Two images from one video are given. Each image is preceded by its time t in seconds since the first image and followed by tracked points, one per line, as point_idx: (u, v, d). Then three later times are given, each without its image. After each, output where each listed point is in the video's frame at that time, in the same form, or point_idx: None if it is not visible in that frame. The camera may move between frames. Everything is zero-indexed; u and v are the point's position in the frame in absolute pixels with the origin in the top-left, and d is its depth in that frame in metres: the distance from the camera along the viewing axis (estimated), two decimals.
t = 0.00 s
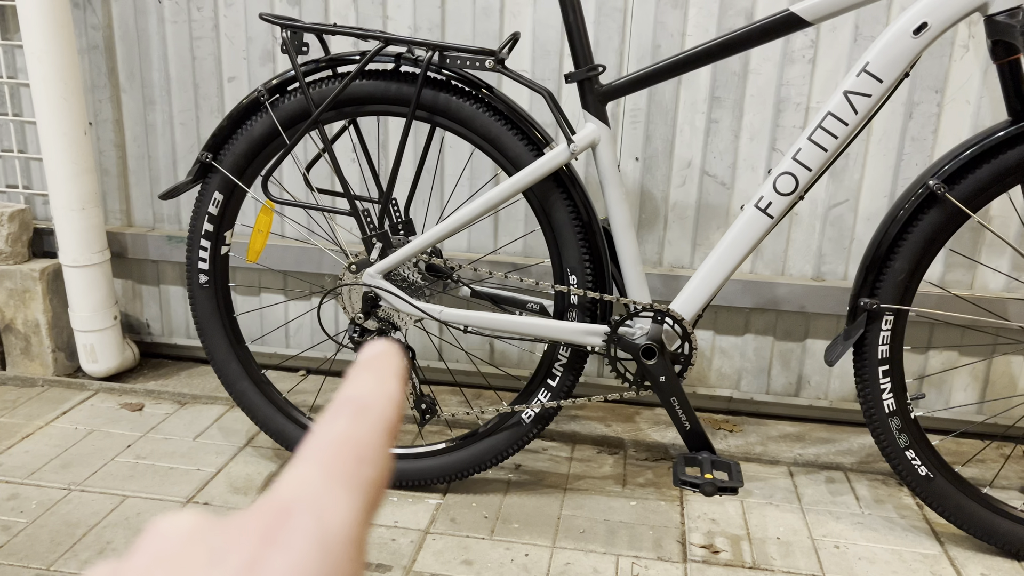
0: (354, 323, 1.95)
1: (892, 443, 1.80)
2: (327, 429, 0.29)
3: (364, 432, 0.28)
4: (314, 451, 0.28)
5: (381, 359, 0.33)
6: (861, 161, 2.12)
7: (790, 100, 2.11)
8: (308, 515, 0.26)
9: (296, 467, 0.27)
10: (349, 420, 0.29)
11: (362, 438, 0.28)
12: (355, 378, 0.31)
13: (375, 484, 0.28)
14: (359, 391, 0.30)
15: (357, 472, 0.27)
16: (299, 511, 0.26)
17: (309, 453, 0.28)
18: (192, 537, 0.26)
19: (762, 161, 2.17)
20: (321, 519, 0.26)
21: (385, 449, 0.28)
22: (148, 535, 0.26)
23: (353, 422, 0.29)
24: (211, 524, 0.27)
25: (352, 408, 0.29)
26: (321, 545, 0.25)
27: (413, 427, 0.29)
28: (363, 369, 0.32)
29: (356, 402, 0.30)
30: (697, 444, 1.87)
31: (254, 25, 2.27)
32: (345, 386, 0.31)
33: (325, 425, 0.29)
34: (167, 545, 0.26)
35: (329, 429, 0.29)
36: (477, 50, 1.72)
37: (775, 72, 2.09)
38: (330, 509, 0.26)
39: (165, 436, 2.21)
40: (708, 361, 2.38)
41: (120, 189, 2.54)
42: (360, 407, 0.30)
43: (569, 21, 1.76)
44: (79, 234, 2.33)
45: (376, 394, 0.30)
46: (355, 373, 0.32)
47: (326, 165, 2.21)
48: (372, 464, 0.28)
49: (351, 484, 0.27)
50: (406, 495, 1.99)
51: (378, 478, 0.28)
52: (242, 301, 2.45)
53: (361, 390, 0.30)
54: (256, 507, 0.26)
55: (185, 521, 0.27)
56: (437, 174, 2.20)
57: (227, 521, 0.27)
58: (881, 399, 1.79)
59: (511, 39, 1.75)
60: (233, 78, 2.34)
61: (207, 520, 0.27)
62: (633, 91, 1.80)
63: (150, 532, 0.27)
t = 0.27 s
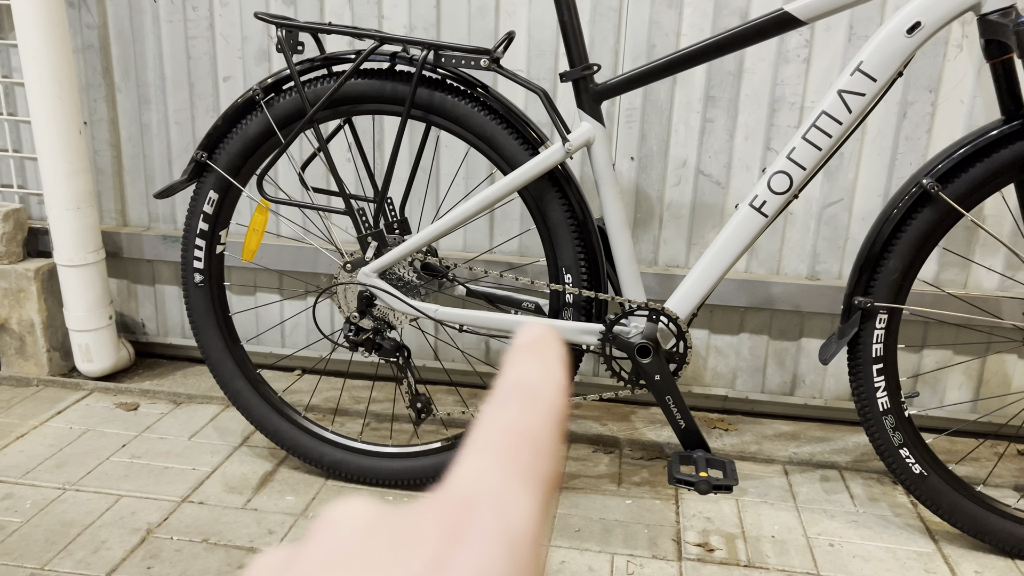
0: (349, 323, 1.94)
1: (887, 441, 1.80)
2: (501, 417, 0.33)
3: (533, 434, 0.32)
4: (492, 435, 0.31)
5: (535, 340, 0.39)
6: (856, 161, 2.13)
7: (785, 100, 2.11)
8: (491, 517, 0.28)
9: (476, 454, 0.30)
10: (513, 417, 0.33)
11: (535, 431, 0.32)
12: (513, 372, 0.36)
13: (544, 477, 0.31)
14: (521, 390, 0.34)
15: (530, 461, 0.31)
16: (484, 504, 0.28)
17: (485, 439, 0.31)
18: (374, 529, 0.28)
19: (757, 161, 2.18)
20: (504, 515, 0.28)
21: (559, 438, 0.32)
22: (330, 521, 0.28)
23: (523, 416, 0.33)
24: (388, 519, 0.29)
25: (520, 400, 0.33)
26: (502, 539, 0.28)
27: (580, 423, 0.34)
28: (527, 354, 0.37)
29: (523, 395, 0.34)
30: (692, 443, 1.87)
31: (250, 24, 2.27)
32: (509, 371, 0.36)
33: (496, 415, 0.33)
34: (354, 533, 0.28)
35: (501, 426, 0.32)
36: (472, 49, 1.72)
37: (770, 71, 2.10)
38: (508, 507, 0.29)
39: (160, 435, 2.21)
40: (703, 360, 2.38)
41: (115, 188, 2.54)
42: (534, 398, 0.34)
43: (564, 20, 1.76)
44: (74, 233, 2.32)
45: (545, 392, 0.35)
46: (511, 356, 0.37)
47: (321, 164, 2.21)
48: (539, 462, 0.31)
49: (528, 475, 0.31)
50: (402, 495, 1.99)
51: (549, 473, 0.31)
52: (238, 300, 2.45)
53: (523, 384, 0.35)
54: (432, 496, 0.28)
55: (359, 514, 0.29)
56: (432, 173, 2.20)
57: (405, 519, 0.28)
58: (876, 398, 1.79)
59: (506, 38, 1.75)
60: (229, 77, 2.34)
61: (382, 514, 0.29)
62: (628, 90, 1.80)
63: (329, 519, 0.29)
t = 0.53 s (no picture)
0: (342, 324, 1.95)
1: (878, 443, 1.80)
2: (588, 484, 0.44)
3: (616, 480, 0.45)
4: (578, 502, 0.43)
5: (613, 399, 0.53)
6: (849, 163, 2.13)
7: (778, 102, 2.12)
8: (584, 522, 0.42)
9: (568, 514, 0.42)
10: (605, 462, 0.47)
11: (617, 488, 0.45)
12: (600, 440, 0.49)
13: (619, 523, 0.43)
14: (606, 446, 0.48)
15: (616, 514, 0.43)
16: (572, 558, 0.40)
17: (581, 491, 0.44)
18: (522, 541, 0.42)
19: (750, 163, 2.18)
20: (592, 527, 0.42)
21: (635, 502, 0.43)
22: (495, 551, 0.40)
23: (608, 470, 0.46)
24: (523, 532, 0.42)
25: (605, 458, 0.47)
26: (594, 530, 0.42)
27: (654, 478, 0.46)
28: (605, 420, 0.51)
29: (606, 453, 0.48)
30: (685, 445, 1.87)
31: (243, 26, 2.27)
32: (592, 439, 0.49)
33: (587, 475, 0.46)
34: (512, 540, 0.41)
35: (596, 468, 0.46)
36: (465, 51, 1.72)
37: (764, 74, 2.10)
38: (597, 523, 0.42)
39: (153, 437, 2.20)
40: (697, 362, 2.39)
41: (108, 189, 2.53)
42: (616, 458, 0.47)
43: (557, 22, 1.76)
44: (67, 234, 2.32)
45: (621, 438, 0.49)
46: (591, 415, 0.51)
47: (315, 165, 2.21)
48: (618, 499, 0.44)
49: (618, 534, 0.42)
50: (395, 496, 1.99)
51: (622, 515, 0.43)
52: (231, 302, 2.45)
53: (605, 448, 0.48)
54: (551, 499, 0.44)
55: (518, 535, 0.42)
56: (426, 175, 2.20)
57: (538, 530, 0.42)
58: (867, 400, 1.80)
59: (498, 40, 1.75)
60: (223, 78, 2.34)
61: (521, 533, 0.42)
62: (621, 92, 1.80)
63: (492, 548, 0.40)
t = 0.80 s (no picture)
0: (343, 324, 1.95)
1: (879, 444, 1.81)
2: (526, 466, 0.29)
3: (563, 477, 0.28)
4: (515, 490, 0.28)
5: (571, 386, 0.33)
6: (850, 165, 2.13)
7: (779, 103, 2.12)
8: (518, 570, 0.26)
9: (501, 506, 0.27)
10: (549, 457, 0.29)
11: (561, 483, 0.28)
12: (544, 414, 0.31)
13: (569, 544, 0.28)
14: (555, 423, 0.30)
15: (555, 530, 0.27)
16: (509, 559, 0.26)
17: (508, 494, 0.28)
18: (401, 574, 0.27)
19: (751, 164, 2.18)
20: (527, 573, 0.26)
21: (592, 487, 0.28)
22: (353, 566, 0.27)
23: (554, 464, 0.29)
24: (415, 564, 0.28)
25: (552, 441, 0.29)
26: None
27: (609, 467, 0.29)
28: (559, 397, 0.32)
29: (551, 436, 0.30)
30: (686, 446, 1.87)
31: (245, 25, 2.27)
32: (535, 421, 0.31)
33: (521, 460, 0.29)
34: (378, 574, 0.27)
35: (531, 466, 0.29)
36: (468, 52, 1.73)
37: (765, 75, 2.10)
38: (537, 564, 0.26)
39: (154, 436, 2.20)
40: (697, 363, 2.39)
41: (109, 189, 2.53)
42: (563, 442, 0.30)
43: (560, 23, 1.77)
44: (68, 233, 2.32)
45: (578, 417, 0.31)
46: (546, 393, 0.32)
47: (316, 165, 2.21)
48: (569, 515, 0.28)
49: (556, 538, 0.27)
50: (396, 496, 1.99)
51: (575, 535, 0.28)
52: (232, 301, 2.45)
53: (554, 424, 0.30)
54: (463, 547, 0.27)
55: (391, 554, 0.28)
56: (427, 175, 2.20)
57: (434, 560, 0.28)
58: (868, 401, 1.80)
59: (501, 40, 1.75)
60: (224, 78, 2.34)
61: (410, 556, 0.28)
62: (623, 93, 1.80)
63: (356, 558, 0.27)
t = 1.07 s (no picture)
0: (348, 323, 1.95)
1: (883, 445, 1.81)
2: (351, 414, 0.31)
3: (393, 416, 0.31)
4: (340, 429, 0.29)
5: (398, 352, 0.35)
6: (854, 166, 2.14)
7: (784, 104, 2.12)
8: (350, 490, 0.27)
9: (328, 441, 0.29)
10: (379, 402, 0.31)
11: (390, 421, 0.31)
12: (376, 366, 0.34)
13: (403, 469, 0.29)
14: (386, 374, 0.33)
15: (383, 459, 0.29)
16: (328, 480, 0.27)
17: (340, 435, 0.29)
18: (235, 512, 0.28)
19: (756, 165, 2.19)
20: (358, 496, 0.27)
21: (413, 427, 0.31)
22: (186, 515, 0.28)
23: (382, 405, 0.31)
24: (251, 501, 0.29)
25: (379, 391, 0.32)
26: (360, 517, 0.27)
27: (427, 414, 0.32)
28: (386, 357, 0.35)
29: (381, 386, 0.33)
30: (689, 446, 1.87)
31: (250, 25, 2.28)
32: (367, 372, 0.34)
33: (353, 408, 0.31)
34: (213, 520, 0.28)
35: (360, 409, 0.31)
36: (473, 52, 1.73)
37: (770, 76, 2.10)
38: (366, 486, 0.27)
39: (157, 434, 2.21)
40: (700, 364, 2.39)
41: (114, 187, 2.54)
42: (392, 388, 0.32)
43: (565, 23, 1.77)
44: (72, 231, 2.32)
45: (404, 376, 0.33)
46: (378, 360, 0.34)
47: (321, 164, 2.21)
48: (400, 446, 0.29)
49: (377, 464, 0.28)
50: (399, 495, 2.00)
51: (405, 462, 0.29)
52: (236, 300, 2.45)
53: (387, 375, 0.33)
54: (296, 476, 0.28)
55: (228, 497, 0.29)
56: (432, 175, 2.20)
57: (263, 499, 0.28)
58: (872, 402, 1.80)
59: (506, 40, 1.76)
60: (229, 77, 2.34)
61: (249, 495, 0.29)
62: (628, 93, 1.80)
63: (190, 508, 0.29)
